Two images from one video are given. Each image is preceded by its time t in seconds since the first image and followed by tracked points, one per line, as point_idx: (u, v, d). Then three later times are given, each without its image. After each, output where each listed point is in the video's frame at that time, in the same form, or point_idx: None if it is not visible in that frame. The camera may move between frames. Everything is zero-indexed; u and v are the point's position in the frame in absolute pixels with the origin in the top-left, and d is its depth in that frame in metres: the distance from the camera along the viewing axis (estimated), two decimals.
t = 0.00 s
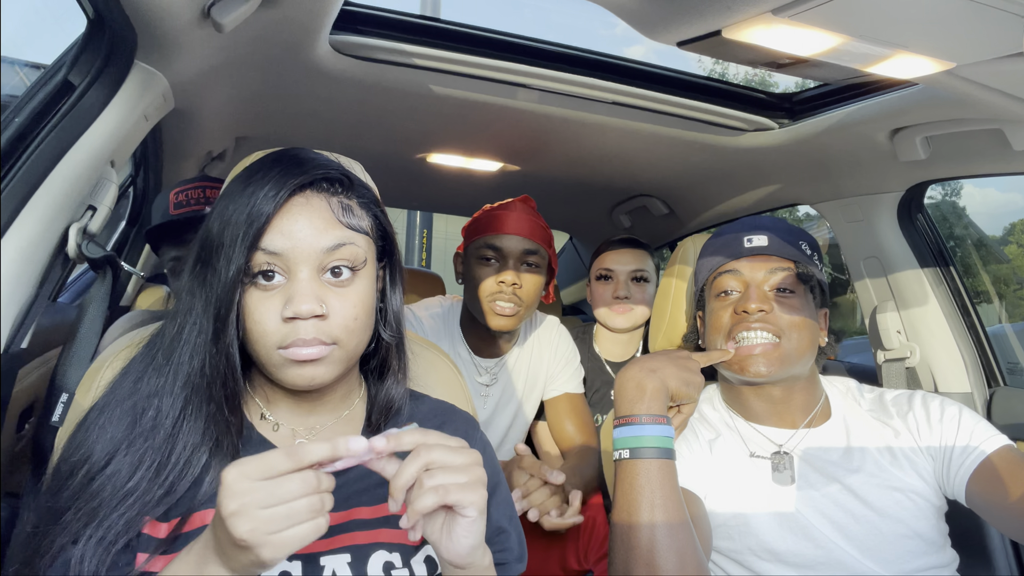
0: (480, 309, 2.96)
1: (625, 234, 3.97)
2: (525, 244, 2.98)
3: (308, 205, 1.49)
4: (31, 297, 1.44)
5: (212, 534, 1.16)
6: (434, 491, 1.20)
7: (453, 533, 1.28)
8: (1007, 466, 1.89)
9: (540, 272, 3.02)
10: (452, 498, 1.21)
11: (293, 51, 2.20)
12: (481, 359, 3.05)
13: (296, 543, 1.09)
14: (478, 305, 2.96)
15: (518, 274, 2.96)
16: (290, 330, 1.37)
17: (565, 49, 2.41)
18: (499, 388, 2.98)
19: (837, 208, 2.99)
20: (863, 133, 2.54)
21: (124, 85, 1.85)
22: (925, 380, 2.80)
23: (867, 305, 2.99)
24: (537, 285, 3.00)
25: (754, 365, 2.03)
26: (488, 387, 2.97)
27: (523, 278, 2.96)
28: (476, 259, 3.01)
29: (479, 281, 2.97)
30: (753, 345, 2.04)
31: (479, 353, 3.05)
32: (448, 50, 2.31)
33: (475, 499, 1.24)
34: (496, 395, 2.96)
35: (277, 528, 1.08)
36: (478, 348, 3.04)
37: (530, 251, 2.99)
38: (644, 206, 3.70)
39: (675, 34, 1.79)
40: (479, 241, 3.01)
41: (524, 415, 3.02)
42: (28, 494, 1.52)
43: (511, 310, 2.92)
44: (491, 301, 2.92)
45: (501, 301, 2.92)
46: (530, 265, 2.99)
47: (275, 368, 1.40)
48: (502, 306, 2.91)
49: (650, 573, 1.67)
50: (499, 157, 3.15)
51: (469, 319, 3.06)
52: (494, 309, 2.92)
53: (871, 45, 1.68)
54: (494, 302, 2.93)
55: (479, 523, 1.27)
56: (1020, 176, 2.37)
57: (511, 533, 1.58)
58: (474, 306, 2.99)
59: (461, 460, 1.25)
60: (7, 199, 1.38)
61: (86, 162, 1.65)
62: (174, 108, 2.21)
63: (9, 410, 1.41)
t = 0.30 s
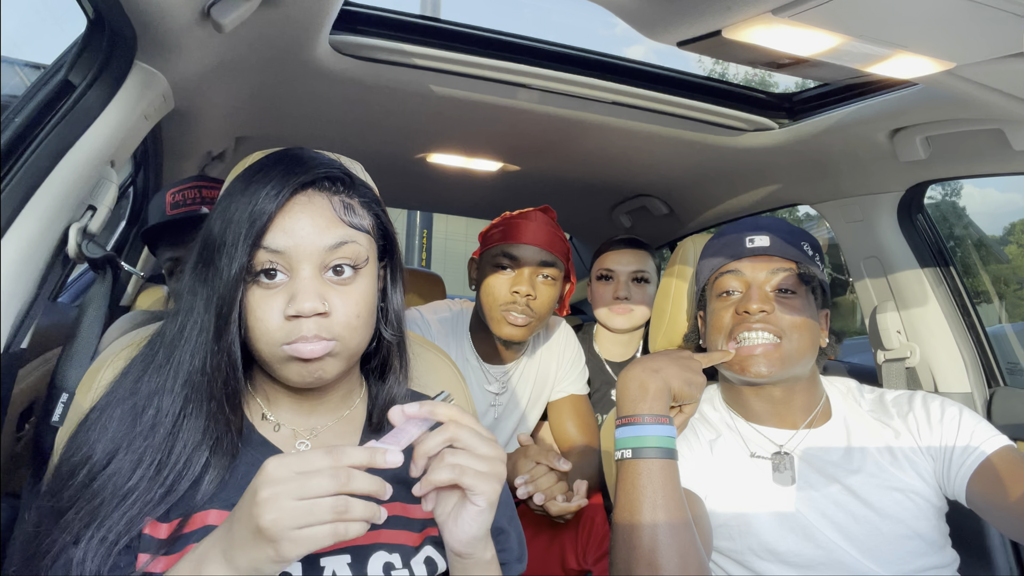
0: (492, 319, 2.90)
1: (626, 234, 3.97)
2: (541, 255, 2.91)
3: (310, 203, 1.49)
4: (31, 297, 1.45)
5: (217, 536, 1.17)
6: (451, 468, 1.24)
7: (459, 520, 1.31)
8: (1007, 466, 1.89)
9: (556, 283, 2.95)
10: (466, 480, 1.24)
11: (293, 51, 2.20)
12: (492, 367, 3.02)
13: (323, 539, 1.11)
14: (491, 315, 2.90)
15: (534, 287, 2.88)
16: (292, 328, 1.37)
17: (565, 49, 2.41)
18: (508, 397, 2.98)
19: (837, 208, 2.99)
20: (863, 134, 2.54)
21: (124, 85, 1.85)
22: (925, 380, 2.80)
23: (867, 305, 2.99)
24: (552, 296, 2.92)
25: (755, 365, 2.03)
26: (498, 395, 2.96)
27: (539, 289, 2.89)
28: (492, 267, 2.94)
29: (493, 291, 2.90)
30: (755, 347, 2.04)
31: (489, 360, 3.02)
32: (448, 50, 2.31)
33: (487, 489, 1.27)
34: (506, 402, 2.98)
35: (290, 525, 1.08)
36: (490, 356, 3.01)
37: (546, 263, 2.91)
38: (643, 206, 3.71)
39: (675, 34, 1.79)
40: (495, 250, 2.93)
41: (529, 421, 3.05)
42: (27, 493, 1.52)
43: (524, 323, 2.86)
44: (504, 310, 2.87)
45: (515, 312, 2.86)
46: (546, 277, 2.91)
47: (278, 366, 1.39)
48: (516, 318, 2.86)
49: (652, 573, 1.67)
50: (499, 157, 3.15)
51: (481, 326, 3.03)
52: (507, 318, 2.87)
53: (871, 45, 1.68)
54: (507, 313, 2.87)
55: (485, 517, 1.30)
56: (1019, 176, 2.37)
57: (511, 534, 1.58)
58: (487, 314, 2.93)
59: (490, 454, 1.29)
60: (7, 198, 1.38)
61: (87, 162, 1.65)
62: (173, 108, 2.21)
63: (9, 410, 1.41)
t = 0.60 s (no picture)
0: (493, 321, 2.90)
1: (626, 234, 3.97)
2: (542, 258, 2.90)
3: (309, 203, 1.49)
4: (31, 297, 1.44)
5: (221, 538, 1.17)
6: (424, 469, 1.23)
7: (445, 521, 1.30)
8: (1007, 467, 1.89)
9: (557, 286, 2.95)
10: (439, 480, 1.23)
11: (293, 51, 2.20)
12: (492, 368, 3.02)
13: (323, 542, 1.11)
14: (492, 317, 2.90)
15: (534, 290, 2.88)
16: (292, 328, 1.37)
17: (565, 49, 2.41)
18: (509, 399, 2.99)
19: (837, 208, 2.99)
20: (863, 134, 2.54)
21: (124, 85, 1.85)
22: (925, 380, 2.80)
23: (867, 305, 2.99)
24: (553, 300, 2.92)
25: (755, 365, 2.03)
26: (499, 397, 2.96)
27: (539, 293, 2.88)
28: (493, 269, 2.94)
29: (494, 294, 2.90)
30: (755, 348, 2.04)
31: (490, 363, 3.02)
32: (448, 50, 2.31)
33: (465, 488, 1.25)
34: (507, 404, 2.98)
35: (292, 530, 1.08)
36: (491, 358, 3.00)
37: (547, 266, 2.91)
38: (644, 206, 3.71)
39: (675, 34, 1.79)
40: (496, 252, 2.94)
41: (529, 422, 3.06)
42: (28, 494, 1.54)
43: (524, 325, 2.85)
44: (504, 313, 2.87)
45: (515, 315, 2.85)
46: (547, 280, 2.91)
47: (278, 365, 1.40)
48: (516, 320, 2.85)
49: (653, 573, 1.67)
50: (499, 157, 3.15)
51: (482, 329, 3.03)
52: (507, 321, 2.86)
53: (871, 45, 1.68)
54: (507, 316, 2.86)
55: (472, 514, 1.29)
56: (1020, 176, 2.37)
57: (512, 534, 1.58)
58: (488, 317, 2.93)
59: (465, 448, 1.28)
60: (7, 198, 1.38)
61: (87, 162, 1.65)
62: (174, 107, 2.21)
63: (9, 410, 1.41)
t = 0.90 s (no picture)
0: (493, 322, 2.90)
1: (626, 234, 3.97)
2: (541, 258, 2.90)
3: (309, 202, 1.49)
4: (31, 298, 1.44)
5: (224, 538, 1.17)
6: (400, 531, 1.13)
7: (441, 547, 1.24)
8: (1007, 467, 1.89)
9: (557, 287, 2.95)
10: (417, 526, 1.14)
11: (293, 51, 2.20)
12: (492, 368, 3.01)
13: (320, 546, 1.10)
14: (492, 318, 2.90)
15: (534, 291, 2.87)
16: (292, 326, 1.37)
17: (565, 49, 2.41)
18: (509, 399, 2.99)
19: (837, 208, 2.99)
20: (863, 134, 2.54)
21: (124, 85, 1.85)
22: (925, 380, 2.80)
23: (867, 305, 2.99)
24: (553, 301, 2.92)
25: (757, 365, 2.03)
26: (499, 397, 2.97)
27: (539, 293, 2.88)
28: (493, 270, 2.94)
29: (494, 295, 2.90)
30: (758, 347, 2.04)
31: (490, 363, 3.02)
32: (448, 50, 2.31)
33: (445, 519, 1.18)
34: (506, 404, 2.98)
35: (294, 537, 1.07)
36: (491, 358, 3.00)
37: (547, 266, 2.91)
38: (643, 206, 3.71)
39: (674, 34, 1.79)
40: (496, 254, 2.94)
41: (529, 422, 3.05)
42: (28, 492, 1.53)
43: (525, 326, 2.85)
44: (504, 314, 2.87)
45: (515, 316, 2.85)
46: (547, 281, 2.91)
47: (278, 362, 1.40)
48: (517, 321, 2.85)
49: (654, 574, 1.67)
50: (499, 157, 3.15)
51: (482, 329, 3.03)
52: (507, 322, 2.86)
53: (871, 45, 1.68)
54: (507, 317, 2.86)
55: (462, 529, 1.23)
56: (1020, 176, 2.37)
57: (511, 534, 1.58)
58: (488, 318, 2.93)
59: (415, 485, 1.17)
60: (6, 199, 1.38)
61: (87, 162, 1.65)
62: (174, 108, 2.21)
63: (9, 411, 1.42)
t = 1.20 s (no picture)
0: (493, 324, 2.90)
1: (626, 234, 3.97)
2: (542, 259, 2.90)
3: (311, 200, 1.49)
4: (32, 297, 1.44)
5: (229, 540, 1.18)
6: (401, 511, 1.13)
7: (437, 537, 1.24)
8: (1007, 467, 1.89)
9: (557, 288, 2.94)
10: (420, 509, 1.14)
11: (292, 51, 2.20)
12: (492, 368, 3.02)
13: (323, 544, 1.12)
14: (492, 320, 2.90)
15: (534, 292, 2.87)
16: (300, 320, 1.37)
17: (565, 49, 2.41)
18: (510, 398, 2.99)
19: (837, 208, 2.99)
20: (863, 134, 2.54)
21: (124, 85, 1.85)
22: (925, 380, 2.80)
23: (867, 305, 2.99)
24: (554, 301, 2.91)
25: (774, 364, 2.04)
26: (500, 397, 2.97)
27: (540, 294, 2.88)
28: (493, 271, 2.94)
29: (494, 296, 2.90)
30: (775, 345, 2.04)
31: (490, 363, 3.02)
32: (448, 50, 2.31)
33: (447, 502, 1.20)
34: (507, 404, 2.98)
35: (295, 537, 1.07)
36: (491, 358, 3.00)
37: (546, 267, 2.91)
38: (643, 206, 3.71)
39: (674, 34, 1.79)
40: (496, 255, 2.94)
41: (529, 423, 3.05)
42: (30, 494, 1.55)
43: (524, 328, 2.85)
44: (504, 315, 2.87)
45: (515, 318, 2.85)
46: (547, 282, 2.90)
47: (285, 357, 1.39)
48: (516, 323, 2.85)
49: (659, 573, 1.67)
50: (499, 157, 3.15)
51: (483, 330, 3.03)
52: (507, 323, 2.86)
53: (871, 45, 1.68)
54: (507, 318, 2.86)
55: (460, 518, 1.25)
56: (1020, 176, 2.37)
57: (512, 533, 1.58)
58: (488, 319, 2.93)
59: (416, 471, 1.18)
60: (7, 199, 1.38)
61: (87, 162, 1.65)
62: (173, 108, 2.21)
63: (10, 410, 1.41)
